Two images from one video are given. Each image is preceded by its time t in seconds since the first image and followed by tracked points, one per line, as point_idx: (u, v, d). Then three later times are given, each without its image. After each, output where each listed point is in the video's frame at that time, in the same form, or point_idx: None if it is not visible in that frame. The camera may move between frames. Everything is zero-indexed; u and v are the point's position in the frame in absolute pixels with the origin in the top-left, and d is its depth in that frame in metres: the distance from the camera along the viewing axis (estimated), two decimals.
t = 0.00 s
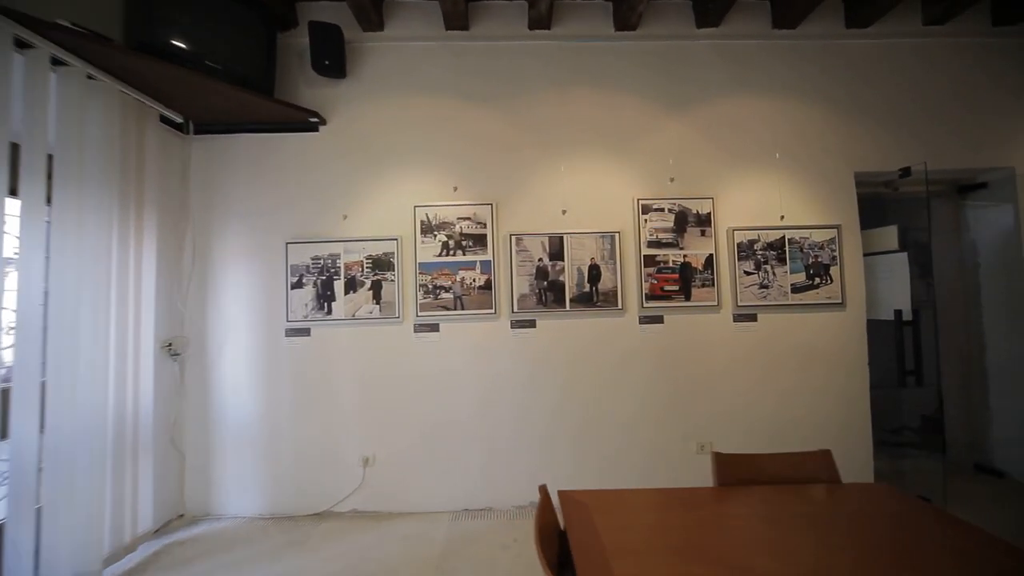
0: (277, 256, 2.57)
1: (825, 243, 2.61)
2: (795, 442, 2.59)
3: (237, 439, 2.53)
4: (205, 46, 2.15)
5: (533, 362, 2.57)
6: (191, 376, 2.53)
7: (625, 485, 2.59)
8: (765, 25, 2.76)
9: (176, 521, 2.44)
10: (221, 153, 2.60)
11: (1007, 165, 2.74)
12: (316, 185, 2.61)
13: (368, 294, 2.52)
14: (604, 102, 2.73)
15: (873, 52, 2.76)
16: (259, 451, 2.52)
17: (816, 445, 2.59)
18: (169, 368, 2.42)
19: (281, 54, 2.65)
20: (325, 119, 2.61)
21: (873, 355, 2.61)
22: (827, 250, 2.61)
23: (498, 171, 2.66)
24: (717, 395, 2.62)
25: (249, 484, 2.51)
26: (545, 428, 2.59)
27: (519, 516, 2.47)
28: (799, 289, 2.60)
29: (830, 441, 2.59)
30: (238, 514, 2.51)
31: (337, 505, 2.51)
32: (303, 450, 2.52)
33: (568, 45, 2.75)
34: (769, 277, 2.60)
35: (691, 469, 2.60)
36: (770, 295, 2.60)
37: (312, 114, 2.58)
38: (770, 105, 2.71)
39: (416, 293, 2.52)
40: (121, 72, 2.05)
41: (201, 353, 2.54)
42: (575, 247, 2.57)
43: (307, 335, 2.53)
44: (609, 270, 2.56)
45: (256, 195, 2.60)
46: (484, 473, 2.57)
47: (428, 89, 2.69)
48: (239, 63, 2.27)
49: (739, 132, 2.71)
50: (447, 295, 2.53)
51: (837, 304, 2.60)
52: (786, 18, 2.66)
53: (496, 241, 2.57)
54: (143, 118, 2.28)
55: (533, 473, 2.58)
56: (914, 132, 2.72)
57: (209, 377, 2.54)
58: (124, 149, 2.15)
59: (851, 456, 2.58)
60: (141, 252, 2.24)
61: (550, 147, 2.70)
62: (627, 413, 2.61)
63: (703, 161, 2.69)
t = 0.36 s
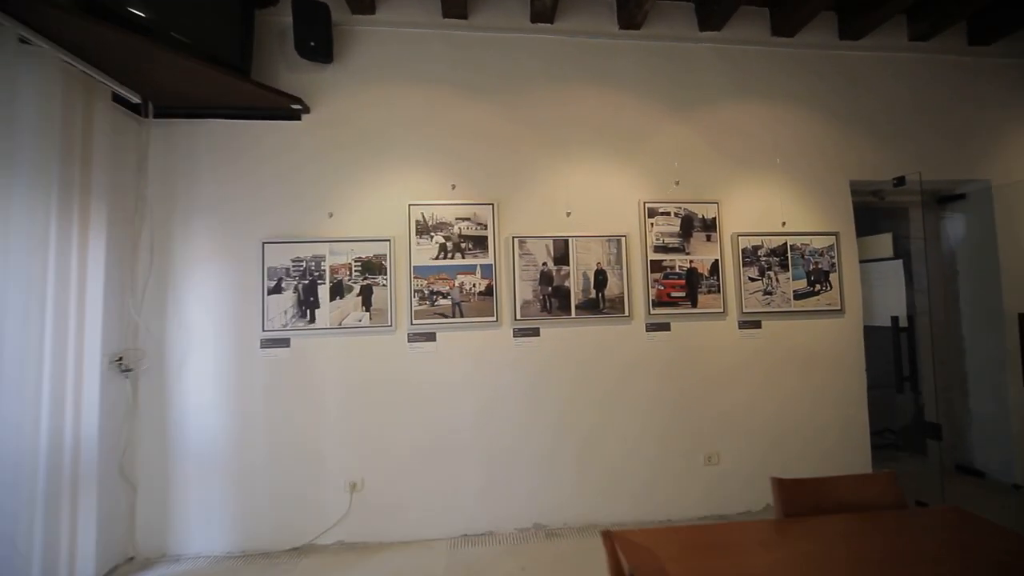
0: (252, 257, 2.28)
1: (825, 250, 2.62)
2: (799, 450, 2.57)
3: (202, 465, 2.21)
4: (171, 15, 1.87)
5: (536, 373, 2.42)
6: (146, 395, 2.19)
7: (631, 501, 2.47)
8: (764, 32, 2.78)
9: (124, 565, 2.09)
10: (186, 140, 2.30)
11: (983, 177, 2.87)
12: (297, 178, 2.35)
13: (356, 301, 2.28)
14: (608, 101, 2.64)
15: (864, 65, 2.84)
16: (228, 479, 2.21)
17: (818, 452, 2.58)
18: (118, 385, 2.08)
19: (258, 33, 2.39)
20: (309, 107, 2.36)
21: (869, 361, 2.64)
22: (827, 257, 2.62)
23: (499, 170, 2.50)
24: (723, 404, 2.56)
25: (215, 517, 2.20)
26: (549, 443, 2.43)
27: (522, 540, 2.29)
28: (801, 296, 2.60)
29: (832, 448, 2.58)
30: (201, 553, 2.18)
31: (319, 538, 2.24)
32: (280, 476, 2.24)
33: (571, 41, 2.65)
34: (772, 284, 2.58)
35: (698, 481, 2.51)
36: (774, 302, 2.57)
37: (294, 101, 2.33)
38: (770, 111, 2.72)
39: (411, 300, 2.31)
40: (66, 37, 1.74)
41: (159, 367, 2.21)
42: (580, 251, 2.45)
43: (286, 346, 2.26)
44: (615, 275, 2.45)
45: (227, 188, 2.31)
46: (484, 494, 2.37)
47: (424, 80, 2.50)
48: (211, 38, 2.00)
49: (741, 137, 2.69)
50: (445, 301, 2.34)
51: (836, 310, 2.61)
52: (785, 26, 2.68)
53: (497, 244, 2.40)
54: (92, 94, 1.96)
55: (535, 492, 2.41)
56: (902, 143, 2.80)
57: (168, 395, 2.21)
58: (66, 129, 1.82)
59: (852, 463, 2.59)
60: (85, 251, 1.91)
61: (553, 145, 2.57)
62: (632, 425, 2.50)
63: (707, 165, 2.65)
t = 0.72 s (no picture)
0: (222, 262, 2.00)
1: (818, 259, 2.67)
2: (799, 459, 2.57)
3: (155, 504, 1.89)
4: None
5: (540, 386, 2.28)
6: (85, 423, 1.85)
7: (638, 520, 2.36)
8: (757, 45, 2.83)
9: None
10: (143, 127, 2.00)
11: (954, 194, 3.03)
12: (277, 174, 2.10)
13: (344, 310, 2.05)
14: (611, 105, 2.58)
15: (847, 82, 2.96)
16: (188, 519, 1.90)
17: (817, 461, 2.59)
18: (49, 414, 1.72)
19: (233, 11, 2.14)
20: (291, 95, 2.13)
21: (861, 368, 2.69)
22: (820, 266, 2.67)
23: (500, 171, 2.37)
24: (727, 414, 2.51)
25: (172, 562, 1.88)
26: (554, 462, 2.29)
27: (528, 569, 2.12)
28: (798, 304, 2.62)
29: (829, 456, 2.60)
30: None
31: None
32: (252, 513, 1.95)
33: (573, 42, 2.58)
34: (771, 292, 2.58)
35: (704, 496, 2.44)
36: (773, 310, 2.58)
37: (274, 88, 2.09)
38: (765, 122, 2.76)
39: (405, 309, 2.11)
40: None
41: (103, 390, 1.87)
42: (585, 257, 2.34)
43: (260, 362, 1.99)
44: (621, 283, 2.37)
45: (192, 183, 2.02)
46: (486, 520, 2.18)
47: (420, 73, 2.33)
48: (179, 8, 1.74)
49: (738, 146, 2.70)
50: (443, 310, 2.15)
51: (830, 318, 2.65)
52: (778, 40, 2.74)
53: (498, 249, 2.25)
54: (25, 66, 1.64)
55: (540, 515, 2.25)
56: (883, 158, 2.92)
57: (114, 423, 1.87)
58: None
59: (848, 470, 2.61)
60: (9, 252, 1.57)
61: (556, 148, 2.47)
62: (638, 439, 2.40)
63: (707, 173, 2.64)
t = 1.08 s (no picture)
0: (186, 260, 1.72)
1: (816, 265, 2.69)
2: (801, 466, 2.54)
3: (98, 550, 1.56)
4: None
5: (547, 398, 2.12)
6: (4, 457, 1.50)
7: (647, 537, 2.24)
8: (756, 52, 2.85)
9: None
10: (90, 102, 1.69)
11: (931, 205, 3.17)
12: (254, 160, 1.84)
13: (332, 316, 1.81)
14: (617, 103, 2.50)
15: (837, 93, 3.04)
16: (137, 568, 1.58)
17: (818, 467, 2.57)
18: None
19: None
20: (272, 73, 1.88)
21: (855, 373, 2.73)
22: (818, 272, 2.69)
23: (505, 167, 2.21)
24: (735, 423, 2.45)
25: None
26: (562, 479, 2.13)
27: None
28: (798, 310, 2.62)
29: (830, 462, 2.60)
30: None
31: None
32: (218, 556, 1.65)
33: (578, 37, 2.48)
34: (774, 298, 2.57)
35: (713, 509, 2.35)
36: (776, 316, 2.56)
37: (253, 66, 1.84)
38: (764, 128, 2.77)
39: (402, 315, 1.89)
40: None
41: (29, 415, 1.53)
42: (593, 260, 2.22)
43: (232, 377, 1.71)
44: (630, 288, 2.26)
45: (150, 168, 1.73)
46: (490, 547, 1.98)
47: (419, 58, 2.15)
48: None
49: (740, 151, 2.69)
50: (444, 316, 1.95)
51: (828, 324, 2.67)
52: (776, 48, 2.77)
53: (504, 250, 2.08)
54: None
55: (547, 537, 2.07)
56: (870, 167, 3.01)
57: (43, 455, 1.54)
58: None
59: (846, 475, 2.62)
60: None
61: (563, 145, 2.35)
62: (648, 451, 2.29)
63: (711, 177, 2.60)
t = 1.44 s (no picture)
0: (150, 257, 1.46)
1: (813, 270, 2.72)
2: (804, 471, 2.53)
3: None
4: None
5: (559, 409, 1.98)
6: None
7: (660, 553, 2.13)
8: (754, 59, 2.87)
9: None
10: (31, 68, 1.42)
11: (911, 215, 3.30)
12: (236, 144, 1.61)
13: (326, 321, 1.60)
14: (625, 102, 2.43)
15: (827, 104, 3.12)
16: None
17: (819, 472, 2.57)
18: None
19: None
20: (257, 49, 1.66)
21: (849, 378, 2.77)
22: (815, 277, 2.72)
23: (513, 162, 2.08)
24: (742, 430, 2.40)
25: None
26: (573, 495, 1.99)
27: None
28: (798, 315, 2.63)
29: (829, 467, 2.60)
30: None
31: None
32: None
33: (585, 33, 2.40)
34: (776, 302, 2.57)
35: (723, 520, 2.28)
36: (778, 321, 2.56)
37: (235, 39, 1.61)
38: (763, 134, 2.79)
39: (404, 321, 1.71)
40: None
41: None
42: (605, 263, 2.12)
43: (205, 395, 1.46)
44: (641, 292, 2.17)
45: (106, 149, 1.46)
46: None
47: (422, 42, 1.99)
48: None
49: (742, 155, 2.69)
50: (450, 321, 1.78)
51: (825, 329, 2.70)
52: (774, 56, 2.81)
53: (513, 250, 1.94)
54: None
55: (559, 560, 1.92)
56: (858, 176, 3.10)
57: None
58: None
59: (844, 479, 2.64)
60: None
61: (571, 142, 2.24)
62: (659, 462, 2.19)
63: (715, 180, 2.58)
